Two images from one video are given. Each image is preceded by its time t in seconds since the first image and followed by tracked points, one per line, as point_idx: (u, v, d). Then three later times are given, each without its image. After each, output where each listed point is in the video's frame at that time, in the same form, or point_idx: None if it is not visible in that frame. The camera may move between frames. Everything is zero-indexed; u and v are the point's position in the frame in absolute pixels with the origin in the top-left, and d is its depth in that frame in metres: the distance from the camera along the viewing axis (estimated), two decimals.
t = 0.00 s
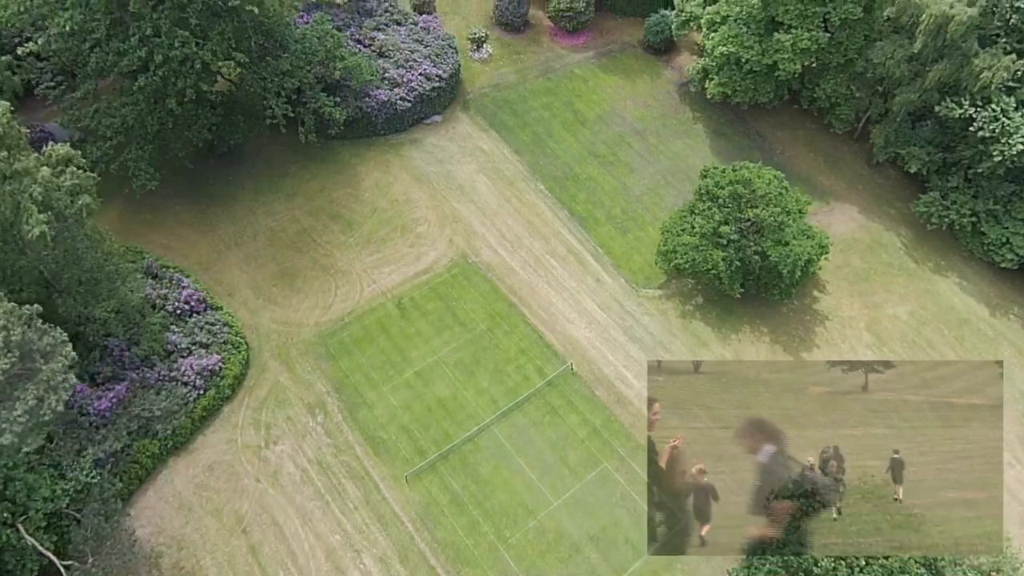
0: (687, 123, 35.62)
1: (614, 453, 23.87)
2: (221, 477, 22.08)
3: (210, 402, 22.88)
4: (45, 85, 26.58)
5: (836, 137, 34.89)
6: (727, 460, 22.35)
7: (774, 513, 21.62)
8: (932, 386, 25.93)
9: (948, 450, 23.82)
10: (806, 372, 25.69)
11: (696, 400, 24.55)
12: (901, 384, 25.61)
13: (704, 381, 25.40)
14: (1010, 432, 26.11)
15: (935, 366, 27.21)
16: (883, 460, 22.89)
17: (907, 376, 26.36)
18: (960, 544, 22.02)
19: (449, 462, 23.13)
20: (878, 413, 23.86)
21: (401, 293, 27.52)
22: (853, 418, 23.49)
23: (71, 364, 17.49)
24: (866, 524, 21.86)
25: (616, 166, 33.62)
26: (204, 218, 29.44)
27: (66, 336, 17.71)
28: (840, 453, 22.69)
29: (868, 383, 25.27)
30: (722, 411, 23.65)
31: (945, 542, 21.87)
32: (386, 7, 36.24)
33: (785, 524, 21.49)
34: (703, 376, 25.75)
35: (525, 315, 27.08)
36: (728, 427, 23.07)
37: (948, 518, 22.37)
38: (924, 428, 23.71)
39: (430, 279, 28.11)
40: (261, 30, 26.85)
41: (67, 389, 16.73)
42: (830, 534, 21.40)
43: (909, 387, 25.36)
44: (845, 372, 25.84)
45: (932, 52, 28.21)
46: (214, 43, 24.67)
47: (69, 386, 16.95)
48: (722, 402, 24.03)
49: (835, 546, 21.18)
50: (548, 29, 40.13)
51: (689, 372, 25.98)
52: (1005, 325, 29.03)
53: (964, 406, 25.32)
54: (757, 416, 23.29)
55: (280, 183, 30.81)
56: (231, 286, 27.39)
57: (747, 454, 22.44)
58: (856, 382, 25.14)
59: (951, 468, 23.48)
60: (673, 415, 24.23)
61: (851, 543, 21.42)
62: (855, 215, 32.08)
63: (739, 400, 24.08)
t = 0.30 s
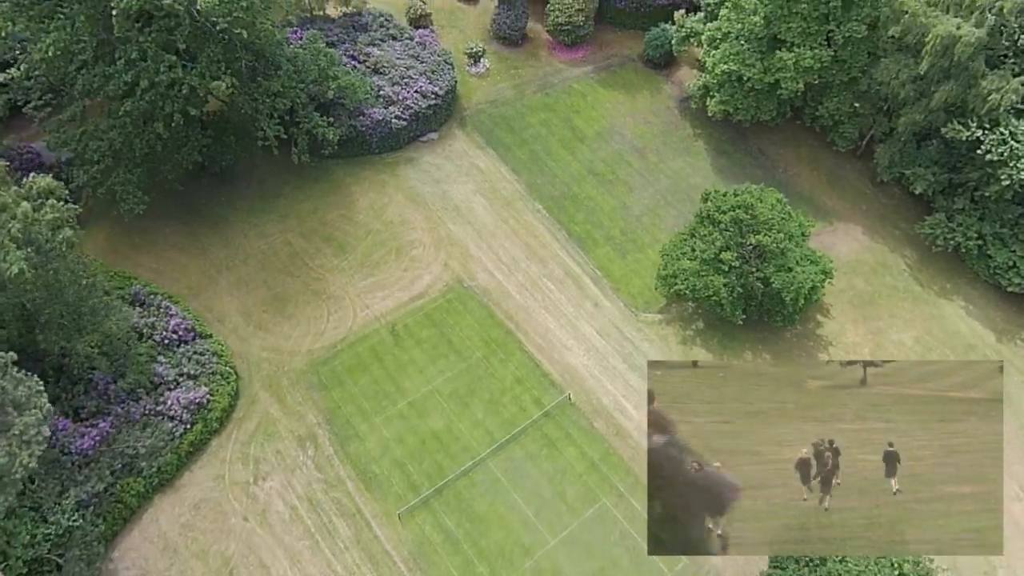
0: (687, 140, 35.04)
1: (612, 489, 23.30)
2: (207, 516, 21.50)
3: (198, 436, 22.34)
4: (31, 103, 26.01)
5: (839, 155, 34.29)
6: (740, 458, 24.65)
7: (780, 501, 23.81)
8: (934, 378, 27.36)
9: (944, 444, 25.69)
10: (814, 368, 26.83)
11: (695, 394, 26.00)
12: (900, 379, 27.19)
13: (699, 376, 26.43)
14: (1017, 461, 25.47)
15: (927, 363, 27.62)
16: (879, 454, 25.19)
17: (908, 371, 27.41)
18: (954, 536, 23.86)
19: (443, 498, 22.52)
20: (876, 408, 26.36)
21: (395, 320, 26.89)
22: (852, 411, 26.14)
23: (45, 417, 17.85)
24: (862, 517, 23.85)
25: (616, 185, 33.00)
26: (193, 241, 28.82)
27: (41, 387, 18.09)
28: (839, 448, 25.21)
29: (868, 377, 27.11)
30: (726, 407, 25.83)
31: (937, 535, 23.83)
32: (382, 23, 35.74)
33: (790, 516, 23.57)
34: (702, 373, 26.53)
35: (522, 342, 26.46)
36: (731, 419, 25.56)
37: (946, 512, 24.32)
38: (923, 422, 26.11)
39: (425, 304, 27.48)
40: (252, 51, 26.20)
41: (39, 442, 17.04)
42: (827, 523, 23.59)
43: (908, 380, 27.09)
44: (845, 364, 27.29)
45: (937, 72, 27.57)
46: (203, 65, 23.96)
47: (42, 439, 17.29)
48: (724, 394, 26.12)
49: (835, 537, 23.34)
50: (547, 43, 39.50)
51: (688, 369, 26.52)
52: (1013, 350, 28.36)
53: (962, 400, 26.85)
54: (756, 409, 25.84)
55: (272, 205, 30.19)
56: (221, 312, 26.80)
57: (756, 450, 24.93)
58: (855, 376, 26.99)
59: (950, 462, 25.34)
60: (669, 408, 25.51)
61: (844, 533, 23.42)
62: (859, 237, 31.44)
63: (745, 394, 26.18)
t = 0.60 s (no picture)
0: (689, 158, 34.43)
1: (611, 525, 22.72)
2: (194, 555, 21.01)
3: (186, 471, 21.87)
4: (19, 122, 25.36)
5: (844, 173, 33.67)
6: (740, 457, 24.94)
7: (781, 501, 24.18)
8: (935, 377, 27.48)
9: (944, 443, 25.96)
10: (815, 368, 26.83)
11: (695, 393, 26.13)
12: (900, 378, 27.28)
13: (700, 376, 26.53)
14: None
15: (927, 362, 27.69)
16: (878, 454, 25.39)
17: (908, 370, 27.50)
18: (954, 536, 23.98)
19: (437, 536, 21.94)
20: (876, 408, 26.50)
21: (389, 346, 26.25)
22: (852, 411, 26.33)
23: (20, 471, 18.40)
24: (862, 517, 24.19)
25: (616, 204, 32.37)
26: (184, 264, 28.25)
27: (18, 441, 18.72)
28: (839, 445, 25.51)
29: (868, 376, 27.23)
30: (726, 405, 25.98)
31: (939, 535, 23.98)
32: (379, 37, 35.15)
33: (790, 515, 23.95)
34: (702, 373, 26.57)
35: (520, 371, 25.84)
36: (733, 418, 25.77)
37: (945, 512, 24.54)
38: (924, 422, 26.28)
39: (420, 329, 26.85)
40: (244, 72, 25.58)
41: (13, 499, 17.55)
42: (827, 521, 23.98)
43: (908, 379, 27.21)
44: (845, 363, 27.36)
45: (946, 95, 26.93)
46: (192, 88, 23.33)
47: (16, 495, 17.74)
48: (724, 393, 26.25)
49: (835, 536, 23.78)
50: (547, 57, 38.89)
51: (688, 368, 26.62)
52: None
53: (961, 400, 26.99)
54: (755, 407, 26.02)
55: (266, 226, 29.60)
56: (212, 338, 26.21)
57: (757, 448, 25.20)
58: (855, 374, 27.12)
59: (951, 463, 25.57)
60: (669, 408, 25.73)
61: (845, 533, 23.87)
62: (864, 259, 30.80)
63: (746, 392, 26.28)
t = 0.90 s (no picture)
0: (690, 176, 33.81)
1: (609, 562, 22.23)
2: None
3: (173, 509, 21.39)
4: (7, 143, 24.75)
5: (847, 192, 33.02)
6: (740, 456, 23.69)
7: (782, 500, 23.29)
8: (935, 377, 27.09)
9: (945, 443, 24.68)
10: (817, 368, 24.82)
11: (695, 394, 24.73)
12: (901, 377, 26.68)
13: (701, 376, 24.71)
14: None
15: (926, 363, 27.48)
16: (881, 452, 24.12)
17: (908, 371, 27.13)
18: (954, 536, 23.49)
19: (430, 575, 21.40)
20: (878, 407, 25.07)
21: (383, 374, 25.61)
22: (855, 410, 24.89)
23: None
24: (863, 517, 23.39)
25: (616, 225, 31.74)
26: (174, 288, 27.65)
27: None
28: (834, 444, 24.16)
29: (869, 376, 26.18)
30: (727, 404, 24.38)
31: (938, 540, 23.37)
32: (375, 53, 34.52)
33: (791, 514, 23.21)
34: (702, 373, 24.74)
35: (517, 401, 25.21)
36: (734, 417, 24.30)
37: (946, 511, 23.74)
38: (926, 422, 24.80)
39: (415, 357, 26.20)
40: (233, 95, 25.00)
41: None
42: (828, 521, 23.29)
43: (908, 378, 26.53)
44: (845, 364, 26.09)
45: (952, 116, 26.31)
46: (179, 113, 22.83)
47: None
48: (724, 393, 24.43)
49: (836, 536, 23.22)
50: (545, 71, 38.25)
51: (688, 368, 25.13)
52: None
53: (961, 399, 26.36)
54: (754, 408, 24.49)
55: (257, 249, 28.97)
56: (202, 366, 25.58)
57: (757, 448, 23.90)
58: (856, 374, 25.92)
59: (951, 462, 24.41)
60: (668, 409, 25.05)
61: (846, 533, 23.27)
62: (869, 281, 30.16)
63: (747, 391, 24.47)
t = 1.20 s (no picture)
0: (691, 194, 33.12)
1: None
2: None
3: (158, 548, 20.93)
4: None
5: (851, 210, 32.37)
6: (742, 456, 22.98)
7: (783, 500, 22.78)
8: (937, 376, 26.27)
9: (947, 443, 24.12)
10: (821, 367, 23.76)
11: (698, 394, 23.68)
12: (901, 376, 25.81)
13: (703, 375, 23.60)
14: None
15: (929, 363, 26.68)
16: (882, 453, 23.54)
17: (911, 371, 26.31)
18: (958, 536, 23.35)
19: None
20: (879, 407, 24.31)
21: (376, 403, 25.00)
22: (856, 410, 24.18)
23: None
24: (865, 517, 23.03)
25: (615, 244, 31.01)
26: (163, 313, 27.01)
27: None
28: (834, 444, 23.56)
29: (871, 375, 25.13)
30: (728, 404, 23.47)
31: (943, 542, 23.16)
32: (370, 67, 33.82)
33: (794, 514, 22.80)
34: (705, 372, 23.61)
35: (514, 430, 24.60)
36: (736, 417, 23.42)
37: (949, 511, 23.40)
38: (928, 422, 24.15)
39: (409, 385, 25.57)
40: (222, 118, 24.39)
41: None
42: (832, 521, 22.97)
43: (911, 378, 25.71)
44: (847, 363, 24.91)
45: (959, 137, 25.68)
46: (166, 139, 22.04)
47: None
48: (726, 392, 23.47)
49: (839, 535, 23.03)
50: (543, 85, 37.60)
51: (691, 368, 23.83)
52: None
53: (965, 399, 25.74)
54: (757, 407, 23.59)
55: (248, 271, 28.30)
56: (190, 395, 24.93)
57: (760, 448, 23.20)
58: (858, 374, 24.84)
59: (952, 461, 23.95)
60: (671, 408, 24.06)
61: (849, 532, 23.06)
62: (874, 303, 29.51)
63: (749, 391, 23.58)
